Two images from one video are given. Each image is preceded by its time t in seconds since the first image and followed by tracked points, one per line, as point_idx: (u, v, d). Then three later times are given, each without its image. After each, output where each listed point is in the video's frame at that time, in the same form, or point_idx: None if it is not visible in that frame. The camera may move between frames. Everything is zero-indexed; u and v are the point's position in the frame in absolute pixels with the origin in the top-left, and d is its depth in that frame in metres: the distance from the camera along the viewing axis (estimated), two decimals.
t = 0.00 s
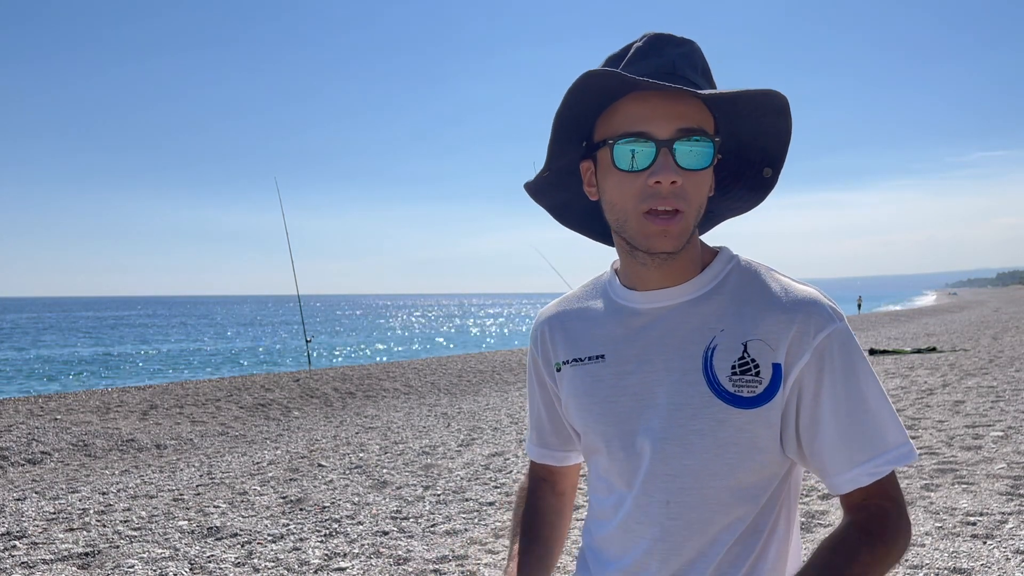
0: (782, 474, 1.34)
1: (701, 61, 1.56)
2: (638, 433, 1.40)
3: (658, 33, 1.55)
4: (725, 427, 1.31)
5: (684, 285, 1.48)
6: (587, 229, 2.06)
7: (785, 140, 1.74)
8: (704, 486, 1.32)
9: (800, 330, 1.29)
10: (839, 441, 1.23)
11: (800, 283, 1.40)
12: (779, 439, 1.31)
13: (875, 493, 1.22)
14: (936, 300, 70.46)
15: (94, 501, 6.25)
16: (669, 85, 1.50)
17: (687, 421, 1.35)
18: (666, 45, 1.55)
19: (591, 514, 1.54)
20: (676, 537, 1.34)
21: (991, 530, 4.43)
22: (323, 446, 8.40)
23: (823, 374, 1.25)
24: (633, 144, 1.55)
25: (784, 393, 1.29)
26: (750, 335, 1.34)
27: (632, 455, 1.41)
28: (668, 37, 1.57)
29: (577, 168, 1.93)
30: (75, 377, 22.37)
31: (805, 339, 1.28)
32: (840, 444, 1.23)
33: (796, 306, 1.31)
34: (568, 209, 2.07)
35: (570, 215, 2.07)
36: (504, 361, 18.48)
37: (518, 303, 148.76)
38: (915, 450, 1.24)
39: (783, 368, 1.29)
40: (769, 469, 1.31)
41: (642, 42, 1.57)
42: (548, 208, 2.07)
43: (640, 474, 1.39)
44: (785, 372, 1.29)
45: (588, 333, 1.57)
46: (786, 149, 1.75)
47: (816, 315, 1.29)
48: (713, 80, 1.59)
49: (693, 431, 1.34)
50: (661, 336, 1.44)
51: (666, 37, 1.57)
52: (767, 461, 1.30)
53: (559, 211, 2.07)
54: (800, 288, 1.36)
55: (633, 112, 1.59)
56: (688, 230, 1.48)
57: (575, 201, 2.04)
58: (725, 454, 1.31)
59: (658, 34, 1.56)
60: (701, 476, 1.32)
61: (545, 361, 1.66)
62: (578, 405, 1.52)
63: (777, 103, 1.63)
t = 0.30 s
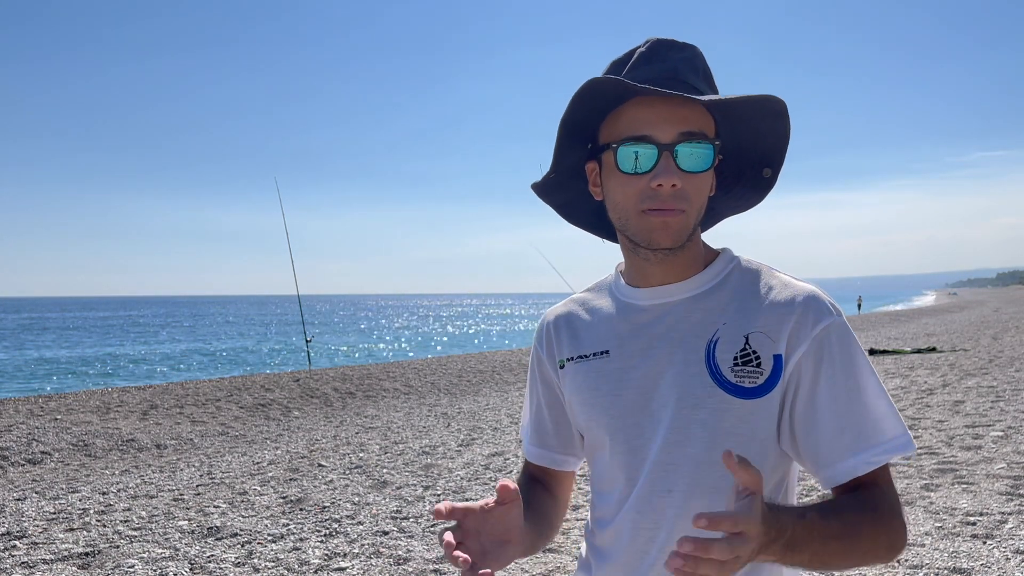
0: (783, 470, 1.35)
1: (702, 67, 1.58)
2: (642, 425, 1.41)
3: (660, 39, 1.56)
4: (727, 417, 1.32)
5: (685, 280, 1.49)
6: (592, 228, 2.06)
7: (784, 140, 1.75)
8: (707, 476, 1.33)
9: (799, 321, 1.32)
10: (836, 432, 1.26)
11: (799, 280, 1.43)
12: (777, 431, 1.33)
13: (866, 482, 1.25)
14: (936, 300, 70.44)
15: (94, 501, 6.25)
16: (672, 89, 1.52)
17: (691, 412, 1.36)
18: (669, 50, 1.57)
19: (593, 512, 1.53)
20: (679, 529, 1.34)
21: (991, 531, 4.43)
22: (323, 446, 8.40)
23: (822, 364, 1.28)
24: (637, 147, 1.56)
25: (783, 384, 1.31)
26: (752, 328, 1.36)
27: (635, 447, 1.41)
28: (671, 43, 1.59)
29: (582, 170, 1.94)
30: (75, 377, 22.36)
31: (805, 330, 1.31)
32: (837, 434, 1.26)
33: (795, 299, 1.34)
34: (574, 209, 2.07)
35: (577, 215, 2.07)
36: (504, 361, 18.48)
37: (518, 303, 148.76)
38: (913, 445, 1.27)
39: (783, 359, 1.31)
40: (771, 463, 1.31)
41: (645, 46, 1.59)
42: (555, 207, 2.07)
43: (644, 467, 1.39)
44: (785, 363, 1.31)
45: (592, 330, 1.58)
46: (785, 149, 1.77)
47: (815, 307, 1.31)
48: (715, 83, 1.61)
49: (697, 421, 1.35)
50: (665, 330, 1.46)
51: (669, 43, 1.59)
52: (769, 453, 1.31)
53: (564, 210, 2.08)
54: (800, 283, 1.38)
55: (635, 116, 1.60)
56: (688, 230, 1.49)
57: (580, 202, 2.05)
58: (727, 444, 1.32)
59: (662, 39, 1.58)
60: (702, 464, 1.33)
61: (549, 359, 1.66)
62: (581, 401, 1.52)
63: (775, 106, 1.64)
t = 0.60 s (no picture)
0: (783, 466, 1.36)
1: (694, 75, 1.57)
2: (644, 423, 1.41)
3: (652, 46, 1.57)
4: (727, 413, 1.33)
5: (684, 280, 1.49)
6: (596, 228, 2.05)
7: (779, 142, 1.76)
8: (706, 470, 1.33)
9: (798, 319, 1.32)
10: (839, 426, 1.27)
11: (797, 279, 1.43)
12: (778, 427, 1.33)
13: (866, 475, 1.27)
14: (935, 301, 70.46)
15: (94, 501, 6.25)
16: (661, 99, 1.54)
17: (690, 409, 1.36)
18: (660, 58, 1.58)
19: (594, 511, 1.53)
20: (679, 524, 1.34)
21: (991, 530, 4.43)
22: (323, 446, 8.40)
23: (821, 360, 1.29)
24: (627, 157, 1.57)
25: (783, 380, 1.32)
26: (750, 327, 1.36)
27: (637, 444, 1.42)
28: (663, 50, 1.60)
29: (581, 170, 1.94)
30: (74, 377, 22.35)
31: (804, 327, 1.31)
32: (840, 430, 1.27)
33: (794, 298, 1.34)
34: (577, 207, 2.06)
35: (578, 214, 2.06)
36: (504, 361, 18.48)
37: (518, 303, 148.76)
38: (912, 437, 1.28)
39: (784, 355, 1.31)
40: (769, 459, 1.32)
41: (638, 54, 1.60)
42: (558, 206, 2.06)
43: (647, 463, 1.39)
44: (784, 360, 1.31)
45: (594, 331, 1.58)
46: (780, 151, 1.77)
47: (814, 304, 1.32)
48: (709, 91, 1.62)
49: (696, 418, 1.35)
50: (666, 328, 1.46)
51: (661, 50, 1.60)
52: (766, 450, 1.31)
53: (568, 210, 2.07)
54: (798, 282, 1.39)
55: (625, 124, 1.61)
56: (678, 238, 1.51)
57: (583, 200, 2.04)
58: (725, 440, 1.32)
59: (654, 47, 1.59)
60: (703, 460, 1.33)
61: (551, 361, 1.66)
62: (582, 402, 1.52)
63: (765, 113, 1.65)
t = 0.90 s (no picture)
0: (780, 468, 1.36)
1: (692, 74, 1.58)
2: (643, 423, 1.41)
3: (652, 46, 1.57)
4: (726, 413, 1.32)
5: (682, 280, 1.49)
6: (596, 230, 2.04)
7: (778, 143, 1.76)
8: (705, 470, 1.33)
9: (796, 320, 1.32)
10: (835, 429, 1.28)
11: (794, 281, 1.44)
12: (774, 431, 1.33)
13: (861, 478, 1.28)
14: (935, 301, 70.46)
15: (94, 501, 6.25)
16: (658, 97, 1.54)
17: (688, 409, 1.36)
18: (659, 58, 1.58)
19: (594, 511, 1.53)
20: (678, 525, 1.34)
21: (991, 531, 4.43)
22: (323, 446, 8.40)
23: (818, 362, 1.29)
24: (624, 152, 1.58)
25: (780, 382, 1.31)
26: (748, 327, 1.36)
27: (636, 444, 1.41)
28: (662, 50, 1.60)
29: (581, 171, 1.94)
30: (74, 377, 22.34)
31: (801, 329, 1.31)
32: (836, 432, 1.28)
33: (792, 299, 1.35)
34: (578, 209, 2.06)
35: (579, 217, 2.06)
36: (504, 361, 18.48)
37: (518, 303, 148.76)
38: (906, 440, 1.29)
39: (781, 357, 1.31)
40: (768, 460, 1.32)
41: (637, 54, 1.61)
42: (559, 207, 2.07)
43: (646, 463, 1.39)
44: (781, 362, 1.31)
45: (593, 331, 1.58)
46: (778, 152, 1.77)
47: (811, 307, 1.32)
48: (707, 91, 1.62)
49: (694, 418, 1.35)
50: (663, 329, 1.46)
51: (660, 51, 1.61)
52: (765, 450, 1.31)
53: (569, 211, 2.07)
54: (796, 284, 1.39)
55: (623, 121, 1.62)
56: (674, 233, 1.51)
57: (583, 203, 2.04)
58: (723, 440, 1.32)
59: (653, 48, 1.60)
60: (702, 460, 1.32)
61: (551, 361, 1.66)
62: (582, 401, 1.52)
63: (763, 113, 1.66)
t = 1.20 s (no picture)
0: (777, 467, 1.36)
1: (690, 76, 1.58)
2: (642, 422, 1.41)
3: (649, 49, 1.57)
4: (724, 411, 1.32)
5: (681, 280, 1.50)
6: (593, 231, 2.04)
7: (774, 143, 1.76)
8: (702, 468, 1.32)
9: (793, 318, 1.32)
10: (832, 427, 1.28)
11: (791, 279, 1.44)
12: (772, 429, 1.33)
13: (858, 477, 1.27)
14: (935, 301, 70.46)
15: (94, 501, 6.25)
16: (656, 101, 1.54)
17: (687, 407, 1.36)
18: (657, 60, 1.58)
19: (593, 511, 1.53)
20: (676, 524, 1.34)
21: (991, 530, 4.43)
22: (323, 446, 8.40)
23: (815, 360, 1.29)
24: (624, 156, 1.58)
25: (778, 380, 1.31)
26: (746, 326, 1.36)
27: (635, 442, 1.41)
28: (659, 53, 1.60)
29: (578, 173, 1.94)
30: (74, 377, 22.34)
31: (799, 327, 1.31)
32: (833, 429, 1.28)
33: (790, 297, 1.35)
34: (575, 210, 2.06)
35: (577, 218, 2.06)
36: (504, 361, 18.48)
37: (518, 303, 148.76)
38: (904, 439, 1.29)
39: (778, 355, 1.31)
40: (766, 458, 1.32)
41: (635, 57, 1.61)
42: (556, 210, 2.07)
43: (645, 462, 1.39)
44: (778, 360, 1.31)
45: (592, 332, 1.58)
46: (775, 153, 1.77)
47: (809, 305, 1.32)
48: (705, 93, 1.62)
49: (692, 416, 1.35)
50: (662, 328, 1.46)
51: (657, 53, 1.60)
52: (762, 448, 1.31)
53: (566, 213, 2.07)
54: (793, 283, 1.39)
55: (622, 124, 1.62)
56: (675, 236, 1.51)
57: (581, 204, 2.04)
58: (721, 438, 1.32)
59: (651, 50, 1.59)
60: (700, 458, 1.32)
61: (550, 362, 1.66)
62: (581, 401, 1.52)
63: (760, 114, 1.66)
